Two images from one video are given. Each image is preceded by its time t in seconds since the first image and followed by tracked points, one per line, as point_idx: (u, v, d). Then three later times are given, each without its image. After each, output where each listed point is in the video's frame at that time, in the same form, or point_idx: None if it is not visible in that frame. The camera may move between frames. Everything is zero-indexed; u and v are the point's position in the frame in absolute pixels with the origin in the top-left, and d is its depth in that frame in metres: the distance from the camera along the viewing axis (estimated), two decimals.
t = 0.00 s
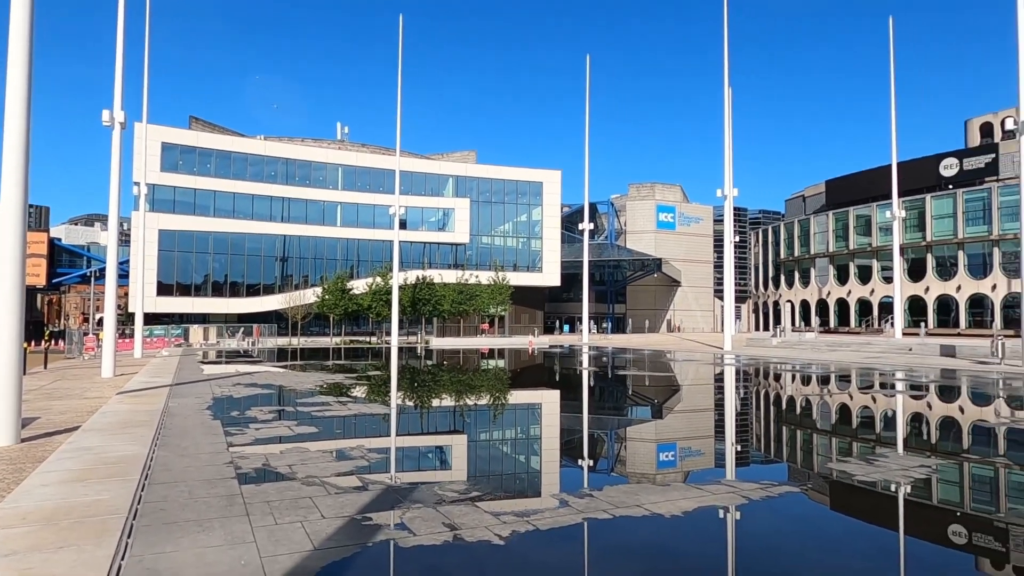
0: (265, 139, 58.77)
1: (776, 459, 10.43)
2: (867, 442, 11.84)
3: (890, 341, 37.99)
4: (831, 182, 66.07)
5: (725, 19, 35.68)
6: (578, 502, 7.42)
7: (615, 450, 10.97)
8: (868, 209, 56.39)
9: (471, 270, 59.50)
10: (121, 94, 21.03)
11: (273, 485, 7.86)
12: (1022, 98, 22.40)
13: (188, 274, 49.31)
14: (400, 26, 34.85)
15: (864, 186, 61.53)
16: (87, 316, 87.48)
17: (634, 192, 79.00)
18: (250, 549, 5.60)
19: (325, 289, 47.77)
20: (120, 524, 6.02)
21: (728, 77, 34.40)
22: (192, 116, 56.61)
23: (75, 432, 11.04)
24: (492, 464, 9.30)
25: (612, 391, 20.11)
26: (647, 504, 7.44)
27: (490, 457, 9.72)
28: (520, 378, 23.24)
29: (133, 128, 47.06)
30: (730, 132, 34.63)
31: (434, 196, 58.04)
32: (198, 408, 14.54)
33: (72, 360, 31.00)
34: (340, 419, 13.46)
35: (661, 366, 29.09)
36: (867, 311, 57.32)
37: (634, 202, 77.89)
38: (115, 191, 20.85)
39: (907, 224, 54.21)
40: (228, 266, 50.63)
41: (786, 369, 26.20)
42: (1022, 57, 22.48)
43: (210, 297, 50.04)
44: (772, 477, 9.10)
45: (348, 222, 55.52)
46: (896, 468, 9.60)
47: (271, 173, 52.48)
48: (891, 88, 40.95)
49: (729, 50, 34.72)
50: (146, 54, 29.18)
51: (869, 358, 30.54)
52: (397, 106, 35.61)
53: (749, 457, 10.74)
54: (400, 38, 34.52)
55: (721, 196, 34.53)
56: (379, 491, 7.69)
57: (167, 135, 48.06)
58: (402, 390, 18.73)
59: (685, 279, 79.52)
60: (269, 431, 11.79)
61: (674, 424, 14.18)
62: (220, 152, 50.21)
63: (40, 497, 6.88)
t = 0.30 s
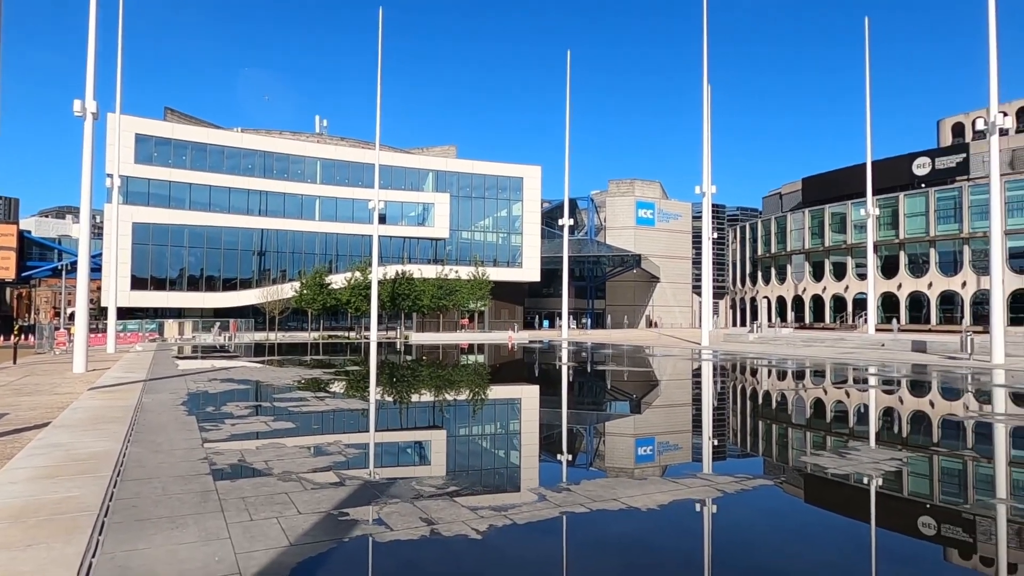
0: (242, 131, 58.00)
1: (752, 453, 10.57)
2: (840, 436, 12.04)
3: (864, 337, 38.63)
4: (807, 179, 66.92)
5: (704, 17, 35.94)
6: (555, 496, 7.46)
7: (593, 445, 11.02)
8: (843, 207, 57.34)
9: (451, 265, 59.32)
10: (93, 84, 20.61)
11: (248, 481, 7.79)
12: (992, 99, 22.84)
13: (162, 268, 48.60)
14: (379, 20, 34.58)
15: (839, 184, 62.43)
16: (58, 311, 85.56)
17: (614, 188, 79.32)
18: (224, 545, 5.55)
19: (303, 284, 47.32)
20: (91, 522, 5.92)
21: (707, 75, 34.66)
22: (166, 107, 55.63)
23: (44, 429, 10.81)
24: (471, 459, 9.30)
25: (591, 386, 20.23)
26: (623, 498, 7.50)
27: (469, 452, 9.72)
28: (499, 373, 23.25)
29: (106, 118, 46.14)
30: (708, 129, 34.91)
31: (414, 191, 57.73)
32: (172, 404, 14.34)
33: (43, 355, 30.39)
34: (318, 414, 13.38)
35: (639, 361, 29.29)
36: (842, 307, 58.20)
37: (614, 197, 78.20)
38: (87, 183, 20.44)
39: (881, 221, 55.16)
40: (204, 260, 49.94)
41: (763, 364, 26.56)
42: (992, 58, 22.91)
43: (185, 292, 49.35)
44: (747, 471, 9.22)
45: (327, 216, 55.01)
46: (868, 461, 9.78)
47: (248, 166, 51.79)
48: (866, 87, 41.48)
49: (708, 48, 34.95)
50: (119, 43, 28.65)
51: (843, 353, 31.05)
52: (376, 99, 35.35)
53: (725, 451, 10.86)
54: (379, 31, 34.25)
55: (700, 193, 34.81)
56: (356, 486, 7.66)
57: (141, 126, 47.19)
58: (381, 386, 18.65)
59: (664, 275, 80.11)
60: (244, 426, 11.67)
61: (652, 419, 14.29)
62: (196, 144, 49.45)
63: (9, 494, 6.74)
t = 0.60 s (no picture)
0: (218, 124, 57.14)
1: (728, 448, 10.70)
2: (813, 430, 12.24)
3: (836, 333, 39.27)
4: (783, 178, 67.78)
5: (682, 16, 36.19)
6: (532, 491, 7.49)
7: (572, 441, 11.06)
8: (817, 205, 58.31)
9: (429, 261, 59.08)
10: (62, 74, 20.14)
11: (222, 478, 7.70)
12: (962, 100, 23.30)
13: (135, 263, 47.78)
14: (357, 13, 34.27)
15: (813, 182, 63.34)
16: (26, 307, 83.59)
17: (592, 185, 79.62)
18: (197, 543, 5.48)
19: (280, 279, 46.81)
20: (60, 521, 5.81)
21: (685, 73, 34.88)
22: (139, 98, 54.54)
23: (10, 427, 10.57)
24: (450, 455, 9.30)
25: (570, 382, 20.33)
26: (600, 492, 7.55)
27: (447, 449, 9.71)
28: (478, 370, 23.26)
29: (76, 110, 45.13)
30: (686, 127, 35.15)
31: (392, 186, 57.36)
32: (145, 400, 14.12)
33: (9, 352, 29.68)
34: (295, 411, 13.26)
35: (617, 357, 29.46)
36: (816, 303, 59.09)
37: (593, 194, 78.46)
38: (56, 175, 20.00)
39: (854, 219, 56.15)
40: (178, 255, 49.19)
41: (739, 360, 26.87)
42: (962, 61, 23.39)
43: (159, 287, 48.63)
44: (722, 465, 9.34)
45: (303, 211, 54.45)
46: (839, 455, 9.96)
47: (223, 159, 51.03)
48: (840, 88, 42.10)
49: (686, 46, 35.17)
50: (90, 32, 28.05)
51: (816, 349, 31.55)
52: (355, 93, 35.03)
53: (701, 446, 10.98)
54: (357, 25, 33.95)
55: (678, 190, 35.06)
56: (333, 483, 7.62)
57: (113, 118, 46.24)
58: (358, 382, 18.54)
59: (642, 272, 80.62)
60: (219, 423, 11.53)
61: (630, 414, 14.41)
62: (170, 137, 48.59)
63: None
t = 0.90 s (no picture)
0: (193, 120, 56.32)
1: (707, 443, 10.81)
2: (790, 424, 12.42)
3: (813, 328, 39.80)
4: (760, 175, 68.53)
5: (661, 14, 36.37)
6: (513, 487, 7.51)
7: (553, 438, 11.09)
8: (794, 202, 59.11)
9: (410, 259, 58.84)
10: (32, 69, 19.71)
11: (199, 479, 7.60)
12: (933, 99, 23.72)
13: (109, 262, 47.00)
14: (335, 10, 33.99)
15: (790, 180, 64.15)
16: None
17: (573, 182, 79.81)
18: (173, 545, 5.41)
19: (258, 278, 46.34)
20: (31, 524, 5.70)
21: (664, 71, 35.08)
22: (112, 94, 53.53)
23: None
24: (431, 453, 9.28)
25: (551, 379, 20.40)
26: (580, 488, 7.58)
27: (428, 447, 9.69)
28: (458, 367, 23.24)
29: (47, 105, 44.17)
30: (665, 125, 35.37)
31: (372, 183, 57.00)
32: (119, 401, 13.88)
33: None
34: (274, 410, 13.14)
35: (597, 353, 29.60)
36: (793, 299, 59.84)
37: (573, 191, 78.67)
38: (26, 172, 19.57)
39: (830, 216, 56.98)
40: (153, 254, 48.45)
41: (718, 356, 27.13)
42: (933, 60, 23.82)
43: (134, 286, 47.84)
44: (702, 460, 9.43)
45: (281, 209, 53.95)
46: (815, 448, 10.10)
47: (199, 156, 50.33)
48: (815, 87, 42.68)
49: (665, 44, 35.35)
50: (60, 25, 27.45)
51: (794, 345, 31.98)
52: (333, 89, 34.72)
53: (681, 441, 11.07)
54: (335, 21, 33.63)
55: (657, 187, 35.27)
56: (312, 482, 7.56)
57: (85, 114, 45.32)
58: (338, 381, 18.42)
59: (622, 269, 81.03)
60: (196, 423, 11.39)
61: (611, 411, 14.49)
62: (144, 134, 47.77)
63: None
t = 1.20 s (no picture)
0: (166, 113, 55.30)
1: (684, 435, 10.93)
2: (765, 416, 12.60)
3: (787, 321, 40.39)
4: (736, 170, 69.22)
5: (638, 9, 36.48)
6: (491, 481, 7.53)
7: (532, 432, 11.13)
8: (769, 197, 59.85)
9: (388, 253, 58.50)
10: None
11: (173, 477, 7.50)
12: (905, 96, 24.13)
13: (79, 258, 46.01)
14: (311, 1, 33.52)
15: (765, 175, 64.92)
16: None
17: (551, 177, 79.93)
18: (146, 543, 5.34)
19: (233, 273, 45.69)
20: None
21: (642, 65, 35.23)
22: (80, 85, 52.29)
23: None
24: (410, 448, 9.26)
25: (529, 373, 20.48)
26: (557, 481, 7.62)
27: (407, 442, 9.66)
28: (437, 362, 23.20)
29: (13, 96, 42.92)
30: (643, 119, 35.55)
31: (349, 178, 56.52)
32: (90, 399, 13.63)
33: None
34: (250, 407, 13.01)
35: (576, 347, 29.75)
36: (768, 293, 60.61)
37: (551, 186, 78.78)
38: None
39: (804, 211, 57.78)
40: (125, 249, 47.56)
41: (694, 349, 27.42)
42: (904, 58, 24.23)
43: (105, 282, 46.88)
44: (679, 452, 9.52)
45: (257, 203, 53.31)
46: (789, 439, 10.27)
47: (172, 150, 49.45)
48: (791, 85, 43.17)
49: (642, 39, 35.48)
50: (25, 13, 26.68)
51: (768, 337, 32.43)
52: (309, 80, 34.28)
53: (659, 434, 11.17)
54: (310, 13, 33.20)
55: (635, 182, 35.46)
56: (289, 478, 7.51)
57: (53, 106, 44.13)
58: (316, 376, 18.29)
59: (600, 263, 81.41)
60: (170, 421, 11.22)
61: (589, 404, 14.58)
62: (115, 126, 46.73)
63: None
